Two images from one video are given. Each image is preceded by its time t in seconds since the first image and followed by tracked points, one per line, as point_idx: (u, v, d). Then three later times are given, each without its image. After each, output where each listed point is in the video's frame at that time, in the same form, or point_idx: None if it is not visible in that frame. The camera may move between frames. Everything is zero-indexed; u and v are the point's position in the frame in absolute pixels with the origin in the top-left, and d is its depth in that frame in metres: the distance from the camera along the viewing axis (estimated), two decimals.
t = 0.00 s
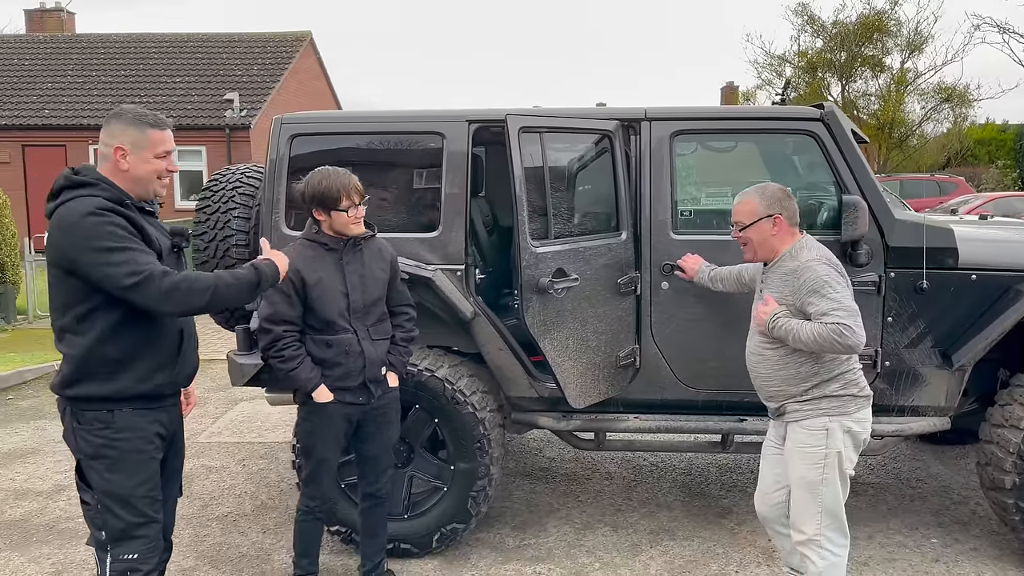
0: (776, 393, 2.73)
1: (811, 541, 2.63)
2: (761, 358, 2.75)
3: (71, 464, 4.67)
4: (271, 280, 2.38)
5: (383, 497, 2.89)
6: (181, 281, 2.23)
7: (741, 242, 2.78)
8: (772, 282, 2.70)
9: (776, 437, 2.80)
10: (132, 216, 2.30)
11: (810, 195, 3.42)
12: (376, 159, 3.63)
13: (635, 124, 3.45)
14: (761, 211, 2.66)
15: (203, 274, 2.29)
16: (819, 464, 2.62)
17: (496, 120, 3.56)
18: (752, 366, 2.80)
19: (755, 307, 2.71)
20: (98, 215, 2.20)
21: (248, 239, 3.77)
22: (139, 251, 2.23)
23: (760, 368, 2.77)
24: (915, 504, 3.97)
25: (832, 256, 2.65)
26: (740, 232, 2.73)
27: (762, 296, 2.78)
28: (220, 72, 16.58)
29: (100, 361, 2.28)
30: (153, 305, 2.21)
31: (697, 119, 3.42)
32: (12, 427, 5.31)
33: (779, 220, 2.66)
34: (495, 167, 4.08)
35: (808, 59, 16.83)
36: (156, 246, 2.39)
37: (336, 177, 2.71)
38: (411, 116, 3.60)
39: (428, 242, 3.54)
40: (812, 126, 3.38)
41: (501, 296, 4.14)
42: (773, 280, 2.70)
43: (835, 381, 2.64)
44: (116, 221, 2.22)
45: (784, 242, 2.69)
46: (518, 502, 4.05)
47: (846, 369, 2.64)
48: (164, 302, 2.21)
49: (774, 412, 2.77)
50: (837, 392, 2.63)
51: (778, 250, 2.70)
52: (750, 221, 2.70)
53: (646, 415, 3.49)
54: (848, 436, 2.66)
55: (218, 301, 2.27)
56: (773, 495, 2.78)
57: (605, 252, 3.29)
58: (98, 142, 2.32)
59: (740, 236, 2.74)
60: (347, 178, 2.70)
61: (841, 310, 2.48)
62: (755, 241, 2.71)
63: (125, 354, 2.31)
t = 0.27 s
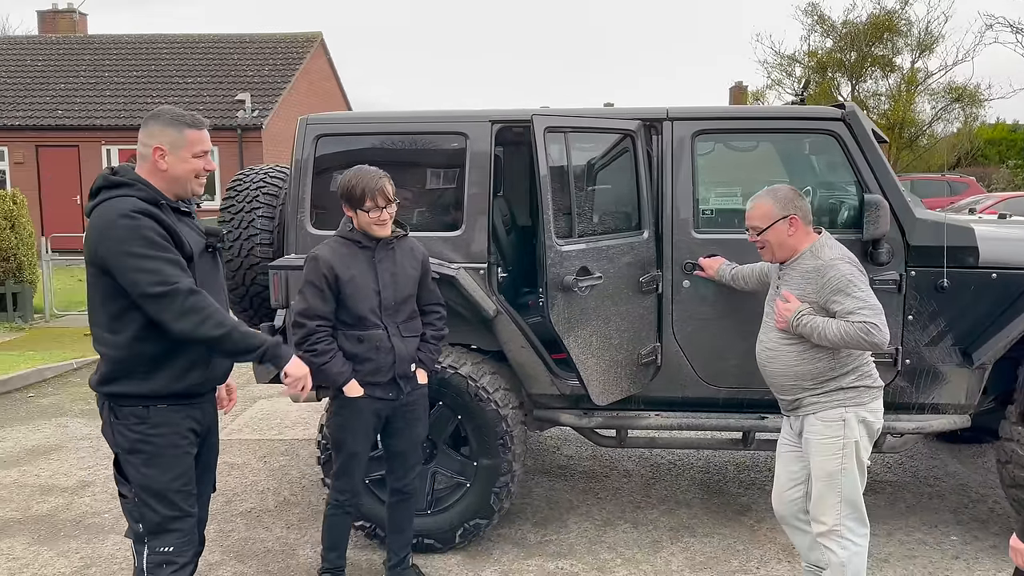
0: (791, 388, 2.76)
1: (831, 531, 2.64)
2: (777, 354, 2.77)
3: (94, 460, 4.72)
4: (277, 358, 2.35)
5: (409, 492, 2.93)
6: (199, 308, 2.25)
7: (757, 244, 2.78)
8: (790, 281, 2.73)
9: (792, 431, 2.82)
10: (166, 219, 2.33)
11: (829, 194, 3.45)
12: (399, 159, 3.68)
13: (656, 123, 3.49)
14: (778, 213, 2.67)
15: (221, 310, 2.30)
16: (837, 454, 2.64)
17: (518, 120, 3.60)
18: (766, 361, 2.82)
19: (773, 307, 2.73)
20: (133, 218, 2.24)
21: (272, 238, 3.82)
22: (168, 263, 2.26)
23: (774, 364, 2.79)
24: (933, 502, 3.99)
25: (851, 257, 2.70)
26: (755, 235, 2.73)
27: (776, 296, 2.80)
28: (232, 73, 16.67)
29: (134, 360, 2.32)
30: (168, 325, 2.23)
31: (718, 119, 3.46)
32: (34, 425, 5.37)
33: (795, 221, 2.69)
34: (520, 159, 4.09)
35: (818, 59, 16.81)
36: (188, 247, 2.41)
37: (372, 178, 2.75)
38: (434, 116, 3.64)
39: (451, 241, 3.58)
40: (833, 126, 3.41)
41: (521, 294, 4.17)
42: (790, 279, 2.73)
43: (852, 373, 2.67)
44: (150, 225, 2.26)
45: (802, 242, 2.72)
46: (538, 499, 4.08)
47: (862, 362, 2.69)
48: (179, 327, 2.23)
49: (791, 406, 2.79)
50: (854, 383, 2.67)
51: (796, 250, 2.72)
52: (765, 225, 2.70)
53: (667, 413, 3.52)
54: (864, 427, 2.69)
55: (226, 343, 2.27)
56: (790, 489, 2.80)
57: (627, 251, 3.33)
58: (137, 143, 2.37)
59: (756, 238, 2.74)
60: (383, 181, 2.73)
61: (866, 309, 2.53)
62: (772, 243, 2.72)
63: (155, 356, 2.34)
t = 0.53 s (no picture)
0: (806, 385, 2.77)
1: (847, 529, 2.63)
2: (792, 351, 2.78)
3: (110, 458, 4.75)
4: (157, 437, 2.23)
5: (428, 489, 2.95)
6: (133, 345, 2.19)
7: (778, 241, 2.79)
8: (809, 278, 2.75)
9: (806, 429, 2.84)
10: (182, 223, 2.31)
11: (844, 193, 3.47)
12: (417, 158, 3.71)
13: (672, 123, 3.51)
14: (803, 210, 2.69)
15: (154, 358, 2.22)
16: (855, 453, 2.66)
17: (534, 120, 3.62)
18: (783, 358, 2.83)
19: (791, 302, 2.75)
20: (147, 220, 2.24)
21: (289, 237, 3.85)
22: (156, 281, 2.23)
23: (789, 360, 2.80)
24: (947, 501, 3.99)
25: (872, 255, 2.72)
26: (780, 231, 2.74)
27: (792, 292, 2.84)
28: (241, 74, 16.74)
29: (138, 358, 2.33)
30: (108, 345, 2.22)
31: (733, 119, 3.48)
32: (50, 422, 5.41)
33: (819, 220, 2.70)
34: (536, 157, 4.11)
35: (826, 59, 16.79)
36: (207, 249, 2.37)
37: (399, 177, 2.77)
38: (451, 116, 3.67)
39: (468, 240, 3.61)
40: (849, 125, 3.43)
41: (534, 293, 4.19)
42: (809, 276, 2.75)
43: (868, 373, 2.68)
44: (163, 231, 2.26)
45: (824, 240, 2.73)
46: (552, 497, 4.10)
47: (876, 362, 2.69)
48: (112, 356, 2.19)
49: (804, 405, 2.80)
50: (870, 383, 2.68)
51: (817, 248, 2.74)
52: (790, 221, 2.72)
53: (682, 411, 3.54)
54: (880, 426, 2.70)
55: (132, 394, 2.20)
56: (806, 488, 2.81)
57: (643, 250, 3.35)
58: (170, 143, 2.40)
59: (779, 234, 2.75)
60: (408, 181, 2.76)
61: (888, 308, 2.53)
62: (796, 239, 2.74)
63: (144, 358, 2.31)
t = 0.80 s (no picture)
0: (804, 385, 2.75)
1: (848, 531, 2.65)
2: (791, 351, 2.77)
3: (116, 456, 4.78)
4: (128, 437, 2.19)
5: (432, 487, 2.96)
6: (113, 343, 2.20)
7: (773, 241, 2.80)
8: (805, 278, 2.75)
9: (798, 429, 2.83)
10: (174, 224, 2.33)
11: (849, 193, 3.47)
12: (422, 158, 3.73)
13: (676, 123, 3.52)
14: (797, 207, 2.70)
15: (132, 357, 2.21)
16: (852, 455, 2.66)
17: (539, 120, 3.64)
18: (780, 358, 2.82)
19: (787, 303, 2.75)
20: (140, 219, 2.27)
21: (294, 237, 3.86)
22: (144, 280, 2.25)
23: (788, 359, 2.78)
24: (952, 501, 3.99)
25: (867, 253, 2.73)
26: (774, 230, 2.75)
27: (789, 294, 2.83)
28: (246, 74, 16.79)
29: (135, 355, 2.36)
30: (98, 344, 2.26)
31: (737, 119, 3.49)
32: (56, 421, 5.44)
33: (813, 217, 2.71)
34: (541, 157, 4.12)
35: (831, 59, 16.76)
36: (200, 250, 2.38)
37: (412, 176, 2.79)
38: (455, 116, 3.68)
39: (472, 239, 3.62)
40: (853, 125, 3.43)
41: (538, 292, 4.20)
42: (806, 275, 2.75)
43: (866, 374, 2.68)
44: (155, 231, 2.28)
45: (819, 238, 2.74)
46: (556, 496, 4.11)
47: (874, 363, 2.69)
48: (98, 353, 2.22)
49: (800, 406, 2.79)
50: (867, 385, 2.68)
51: (813, 246, 2.74)
52: (785, 219, 2.72)
53: (685, 411, 3.54)
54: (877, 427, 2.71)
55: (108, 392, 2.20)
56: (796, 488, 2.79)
57: (647, 250, 3.35)
58: (175, 143, 2.42)
59: (773, 234, 2.76)
60: (421, 180, 2.77)
61: (887, 305, 2.56)
62: (790, 238, 2.74)
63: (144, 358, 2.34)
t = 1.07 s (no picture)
0: (777, 386, 2.73)
1: (834, 533, 2.66)
2: (763, 351, 2.76)
3: (117, 453, 4.79)
4: (215, 412, 2.30)
5: (429, 483, 2.97)
6: (152, 339, 2.24)
7: (740, 243, 2.80)
8: (774, 279, 2.74)
9: (773, 433, 2.81)
10: (172, 219, 2.33)
11: (848, 190, 3.47)
12: (422, 155, 3.74)
13: (675, 120, 3.52)
14: (760, 208, 2.70)
15: (178, 348, 2.27)
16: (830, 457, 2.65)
17: (537, 117, 3.64)
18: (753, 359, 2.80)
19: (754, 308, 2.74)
20: (137, 217, 2.27)
21: (294, 234, 3.87)
22: (157, 275, 2.26)
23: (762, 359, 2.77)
24: (952, 499, 3.98)
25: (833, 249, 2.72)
26: (740, 232, 2.76)
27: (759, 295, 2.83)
28: (250, 74, 16.82)
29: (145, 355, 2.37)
30: (124, 345, 2.27)
31: (735, 116, 3.49)
32: (58, 418, 5.46)
33: (778, 217, 2.71)
34: (541, 153, 4.11)
35: (835, 58, 16.72)
36: (198, 245, 2.39)
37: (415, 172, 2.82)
38: (454, 114, 3.69)
39: (471, 236, 3.62)
40: (852, 122, 3.43)
41: (538, 290, 4.21)
42: (775, 274, 2.74)
43: (839, 375, 2.67)
44: (154, 228, 2.28)
45: (785, 237, 2.73)
46: (555, 493, 4.11)
47: (846, 362, 2.69)
48: (133, 353, 2.25)
49: (774, 409, 2.77)
50: (841, 386, 2.67)
51: (779, 246, 2.73)
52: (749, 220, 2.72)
53: (684, 408, 3.54)
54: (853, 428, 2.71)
55: (170, 384, 2.26)
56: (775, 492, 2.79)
57: (645, 246, 3.35)
58: (168, 139, 2.43)
59: (740, 236, 2.77)
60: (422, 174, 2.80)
61: (854, 300, 2.54)
62: (756, 238, 2.74)
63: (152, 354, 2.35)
